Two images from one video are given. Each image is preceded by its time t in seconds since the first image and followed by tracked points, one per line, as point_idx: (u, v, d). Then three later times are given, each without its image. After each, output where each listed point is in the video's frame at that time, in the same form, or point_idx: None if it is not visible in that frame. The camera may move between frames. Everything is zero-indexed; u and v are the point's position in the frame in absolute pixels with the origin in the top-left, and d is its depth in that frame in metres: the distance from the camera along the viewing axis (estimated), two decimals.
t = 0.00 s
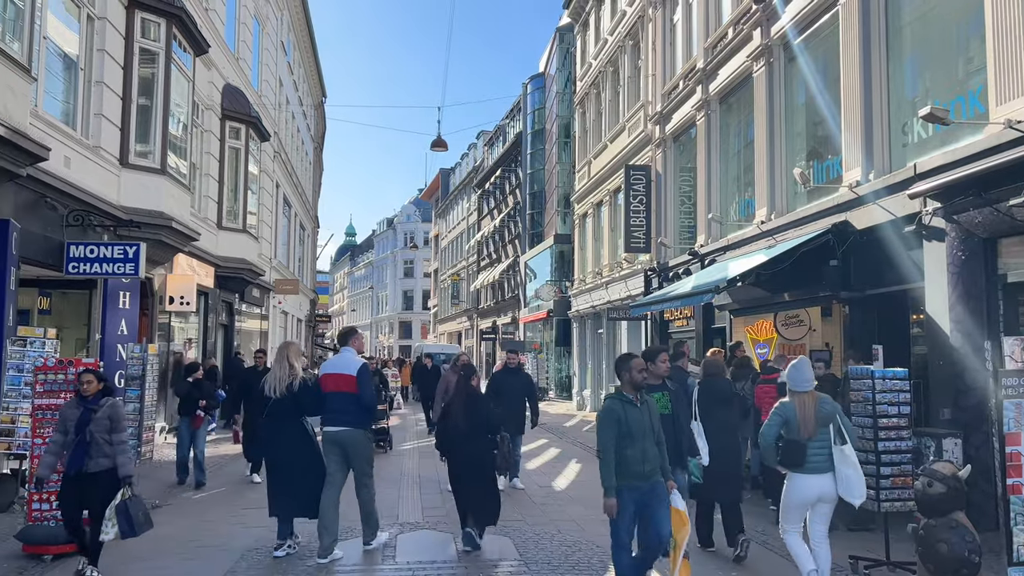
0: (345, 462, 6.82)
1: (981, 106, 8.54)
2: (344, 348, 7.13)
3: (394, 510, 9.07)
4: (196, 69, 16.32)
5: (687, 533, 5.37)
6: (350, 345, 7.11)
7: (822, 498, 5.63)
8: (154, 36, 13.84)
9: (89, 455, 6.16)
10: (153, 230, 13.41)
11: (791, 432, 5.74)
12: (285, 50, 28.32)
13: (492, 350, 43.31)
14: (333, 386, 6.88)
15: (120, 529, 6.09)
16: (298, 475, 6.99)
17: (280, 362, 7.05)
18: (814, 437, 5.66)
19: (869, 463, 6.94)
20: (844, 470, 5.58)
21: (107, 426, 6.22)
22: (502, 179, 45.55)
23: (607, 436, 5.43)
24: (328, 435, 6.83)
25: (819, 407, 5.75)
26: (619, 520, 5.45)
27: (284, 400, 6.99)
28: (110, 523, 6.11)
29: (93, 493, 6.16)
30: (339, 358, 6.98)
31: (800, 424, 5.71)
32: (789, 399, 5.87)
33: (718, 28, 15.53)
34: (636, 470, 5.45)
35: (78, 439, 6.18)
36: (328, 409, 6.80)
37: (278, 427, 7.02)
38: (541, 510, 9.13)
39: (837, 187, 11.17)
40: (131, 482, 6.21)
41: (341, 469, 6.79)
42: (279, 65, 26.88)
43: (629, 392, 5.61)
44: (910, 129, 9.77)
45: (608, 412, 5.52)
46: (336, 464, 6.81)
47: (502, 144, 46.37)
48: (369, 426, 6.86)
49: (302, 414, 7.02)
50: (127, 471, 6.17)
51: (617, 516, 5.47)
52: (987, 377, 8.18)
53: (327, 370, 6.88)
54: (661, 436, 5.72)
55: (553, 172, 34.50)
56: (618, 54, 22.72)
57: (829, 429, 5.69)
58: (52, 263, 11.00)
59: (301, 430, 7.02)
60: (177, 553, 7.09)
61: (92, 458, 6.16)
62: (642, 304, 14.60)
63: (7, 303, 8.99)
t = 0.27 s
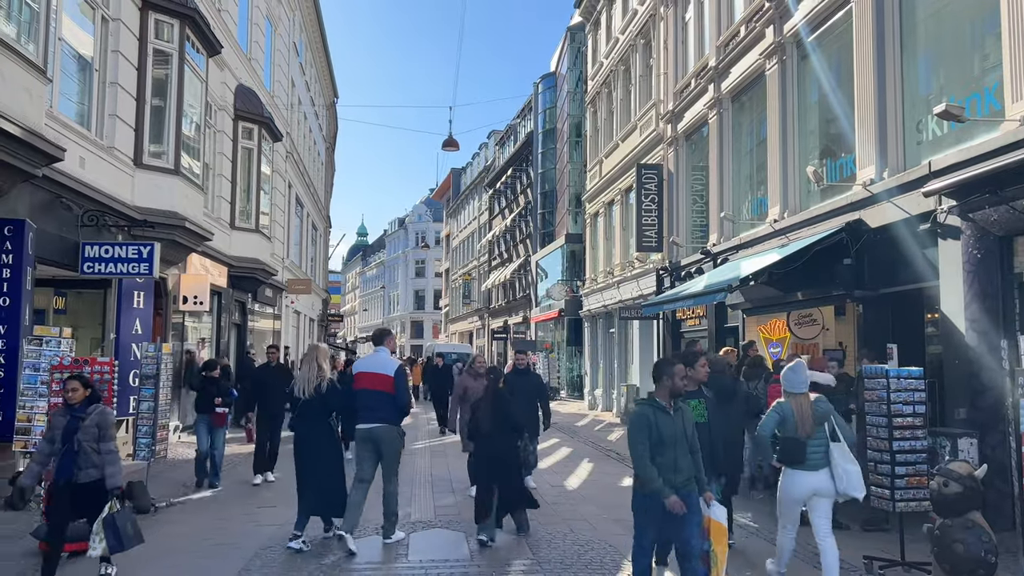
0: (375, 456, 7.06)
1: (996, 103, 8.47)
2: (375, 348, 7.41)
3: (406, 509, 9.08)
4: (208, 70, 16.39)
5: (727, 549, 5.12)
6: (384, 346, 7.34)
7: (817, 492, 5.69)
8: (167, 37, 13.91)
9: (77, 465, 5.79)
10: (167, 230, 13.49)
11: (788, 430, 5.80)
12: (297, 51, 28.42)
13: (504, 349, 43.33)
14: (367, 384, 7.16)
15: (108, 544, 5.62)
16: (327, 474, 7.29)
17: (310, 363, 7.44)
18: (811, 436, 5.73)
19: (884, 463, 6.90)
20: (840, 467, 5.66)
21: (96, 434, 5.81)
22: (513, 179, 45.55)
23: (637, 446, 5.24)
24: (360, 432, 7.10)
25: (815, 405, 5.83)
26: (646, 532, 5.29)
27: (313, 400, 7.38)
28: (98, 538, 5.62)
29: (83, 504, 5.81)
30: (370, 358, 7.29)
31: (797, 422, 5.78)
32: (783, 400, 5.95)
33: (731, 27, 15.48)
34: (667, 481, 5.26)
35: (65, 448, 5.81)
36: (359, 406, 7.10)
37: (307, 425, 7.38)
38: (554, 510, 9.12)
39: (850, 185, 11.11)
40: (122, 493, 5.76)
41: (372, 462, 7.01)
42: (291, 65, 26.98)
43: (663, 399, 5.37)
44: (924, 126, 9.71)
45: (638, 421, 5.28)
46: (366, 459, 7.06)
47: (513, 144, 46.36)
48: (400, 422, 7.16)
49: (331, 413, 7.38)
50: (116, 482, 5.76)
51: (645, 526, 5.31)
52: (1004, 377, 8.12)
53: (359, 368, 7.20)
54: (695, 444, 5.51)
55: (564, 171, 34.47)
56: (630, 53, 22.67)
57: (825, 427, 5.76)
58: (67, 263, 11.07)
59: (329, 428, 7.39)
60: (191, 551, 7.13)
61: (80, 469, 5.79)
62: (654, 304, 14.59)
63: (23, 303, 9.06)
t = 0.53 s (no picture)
0: (401, 445, 7.57)
1: (1014, 99, 8.39)
2: (402, 343, 7.92)
3: (420, 506, 9.11)
4: (222, 69, 16.46)
5: (770, 559, 5.07)
6: (411, 341, 7.90)
7: (803, 486, 5.94)
8: (182, 37, 13.98)
9: (60, 463, 5.55)
10: (181, 229, 13.57)
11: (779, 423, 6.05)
12: (310, 50, 28.52)
13: (516, 348, 43.33)
14: (396, 377, 7.67)
15: (100, 543, 5.52)
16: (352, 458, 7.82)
17: (337, 357, 8.03)
18: (801, 428, 5.99)
19: (900, 462, 6.86)
20: (828, 458, 5.90)
21: (83, 430, 5.64)
22: (525, 177, 45.54)
23: (678, 441, 4.94)
24: (389, 422, 7.62)
25: (804, 399, 6.07)
26: (693, 534, 4.93)
27: (340, 392, 7.96)
28: (87, 537, 5.49)
29: (66, 502, 5.54)
30: (398, 353, 7.84)
31: (786, 414, 6.05)
32: (776, 394, 6.16)
33: (744, 23, 15.41)
34: (711, 479, 4.93)
35: (49, 446, 5.57)
36: (390, 397, 7.62)
37: (335, 414, 7.96)
38: (567, 508, 9.13)
39: (865, 182, 11.05)
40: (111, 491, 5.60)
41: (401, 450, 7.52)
42: (304, 64, 27.08)
43: (709, 395, 5.07)
44: (940, 122, 9.64)
45: (681, 415, 5.00)
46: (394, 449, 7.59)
47: (525, 142, 46.33)
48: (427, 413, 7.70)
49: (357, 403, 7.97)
50: (105, 479, 5.56)
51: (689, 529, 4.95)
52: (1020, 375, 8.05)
53: (388, 363, 7.72)
54: (744, 444, 5.17)
55: (577, 169, 34.42)
56: (642, 50, 22.61)
57: (815, 421, 6.02)
58: (83, 262, 11.17)
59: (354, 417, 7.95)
60: (206, 548, 7.17)
61: (63, 466, 5.55)
62: (667, 302, 14.62)
63: (41, 301, 9.15)
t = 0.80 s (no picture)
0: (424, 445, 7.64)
1: None
2: (423, 344, 7.98)
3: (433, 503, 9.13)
4: (236, 68, 16.54)
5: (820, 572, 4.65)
6: (431, 342, 7.97)
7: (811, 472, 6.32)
8: (196, 36, 14.05)
9: (47, 476, 5.10)
10: (196, 227, 13.66)
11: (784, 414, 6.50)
12: (323, 49, 28.61)
13: (529, 345, 43.35)
14: (417, 378, 7.76)
15: (89, 562, 4.98)
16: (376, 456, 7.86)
17: (367, 357, 7.90)
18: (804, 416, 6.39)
19: (915, 460, 6.82)
20: (829, 450, 6.21)
21: (71, 440, 5.20)
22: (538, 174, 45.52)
23: (718, 447, 4.55)
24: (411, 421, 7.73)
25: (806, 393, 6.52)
26: (740, 549, 4.45)
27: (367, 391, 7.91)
28: (76, 556, 4.97)
29: (58, 516, 5.12)
30: (419, 353, 7.87)
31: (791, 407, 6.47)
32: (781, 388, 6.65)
33: (757, 19, 15.34)
34: (759, 489, 4.46)
35: (34, 456, 5.14)
36: (412, 397, 7.68)
37: (360, 412, 7.95)
38: (580, 505, 9.12)
39: (881, 178, 10.98)
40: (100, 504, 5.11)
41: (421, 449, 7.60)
42: (317, 63, 27.16)
43: (753, 398, 4.63)
44: (957, 118, 9.55)
45: (721, 420, 4.59)
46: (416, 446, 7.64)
47: (538, 140, 46.31)
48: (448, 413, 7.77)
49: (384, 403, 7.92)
50: (91, 494, 5.09)
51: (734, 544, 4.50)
52: None
53: (410, 363, 7.75)
54: (791, 449, 4.70)
55: (589, 166, 34.37)
56: (655, 47, 22.55)
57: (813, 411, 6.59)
58: (100, 260, 11.26)
59: (380, 416, 7.95)
60: (222, 544, 7.21)
61: (51, 479, 5.10)
62: (680, 298, 14.56)
63: (58, 298, 9.26)
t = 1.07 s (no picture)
0: (447, 434, 8.13)
1: None
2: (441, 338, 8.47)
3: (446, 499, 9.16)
4: (250, 65, 16.62)
5: None
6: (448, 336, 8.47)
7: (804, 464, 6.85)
8: (210, 34, 14.12)
9: (36, 470, 4.95)
10: (211, 223, 13.74)
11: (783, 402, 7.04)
12: (336, 46, 28.66)
13: (541, 342, 43.34)
14: (438, 369, 8.24)
15: (75, 564, 4.80)
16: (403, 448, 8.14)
17: (394, 353, 8.30)
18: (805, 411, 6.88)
19: (931, 456, 6.78)
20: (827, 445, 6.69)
21: (61, 434, 5.03)
22: (550, 170, 45.47)
23: (774, 451, 4.20)
24: (433, 411, 8.21)
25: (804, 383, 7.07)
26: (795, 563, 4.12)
27: (396, 386, 8.21)
28: (62, 557, 4.83)
29: (38, 516, 4.95)
30: (438, 347, 8.38)
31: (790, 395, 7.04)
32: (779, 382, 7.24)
33: (771, 13, 15.26)
34: (813, 494, 4.14)
35: (23, 449, 4.97)
36: (434, 388, 8.16)
37: (388, 408, 8.20)
38: (593, 501, 9.12)
39: (896, 173, 10.90)
40: (89, 505, 4.93)
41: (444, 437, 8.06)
42: (330, 60, 27.22)
43: (800, 398, 4.31)
44: (973, 112, 9.47)
45: (772, 421, 4.25)
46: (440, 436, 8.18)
47: (550, 136, 46.27)
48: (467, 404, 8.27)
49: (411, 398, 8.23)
50: (80, 491, 4.93)
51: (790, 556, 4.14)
52: None
53: (432, 356, 8.25)
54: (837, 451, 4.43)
55: (602, 162, 34.31)
56: (668, 42, 22.46)
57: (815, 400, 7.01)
58: (116, 257, 11.34)
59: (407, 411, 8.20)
60: (238, 539, 7.25)
61: (40, 474, 4.95)
62: (693, 294, 14.49)
63: (75, 295, 9.36)
